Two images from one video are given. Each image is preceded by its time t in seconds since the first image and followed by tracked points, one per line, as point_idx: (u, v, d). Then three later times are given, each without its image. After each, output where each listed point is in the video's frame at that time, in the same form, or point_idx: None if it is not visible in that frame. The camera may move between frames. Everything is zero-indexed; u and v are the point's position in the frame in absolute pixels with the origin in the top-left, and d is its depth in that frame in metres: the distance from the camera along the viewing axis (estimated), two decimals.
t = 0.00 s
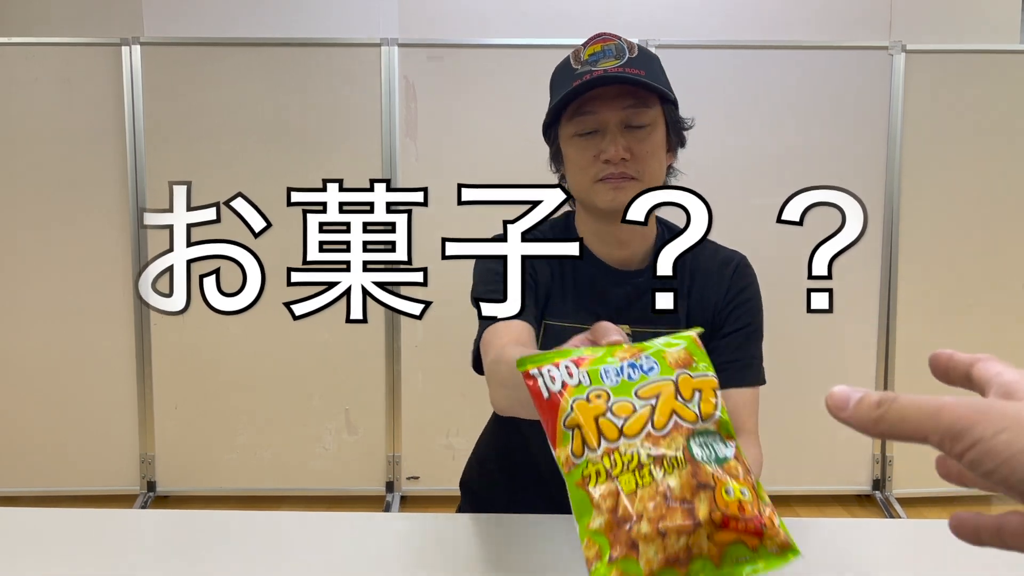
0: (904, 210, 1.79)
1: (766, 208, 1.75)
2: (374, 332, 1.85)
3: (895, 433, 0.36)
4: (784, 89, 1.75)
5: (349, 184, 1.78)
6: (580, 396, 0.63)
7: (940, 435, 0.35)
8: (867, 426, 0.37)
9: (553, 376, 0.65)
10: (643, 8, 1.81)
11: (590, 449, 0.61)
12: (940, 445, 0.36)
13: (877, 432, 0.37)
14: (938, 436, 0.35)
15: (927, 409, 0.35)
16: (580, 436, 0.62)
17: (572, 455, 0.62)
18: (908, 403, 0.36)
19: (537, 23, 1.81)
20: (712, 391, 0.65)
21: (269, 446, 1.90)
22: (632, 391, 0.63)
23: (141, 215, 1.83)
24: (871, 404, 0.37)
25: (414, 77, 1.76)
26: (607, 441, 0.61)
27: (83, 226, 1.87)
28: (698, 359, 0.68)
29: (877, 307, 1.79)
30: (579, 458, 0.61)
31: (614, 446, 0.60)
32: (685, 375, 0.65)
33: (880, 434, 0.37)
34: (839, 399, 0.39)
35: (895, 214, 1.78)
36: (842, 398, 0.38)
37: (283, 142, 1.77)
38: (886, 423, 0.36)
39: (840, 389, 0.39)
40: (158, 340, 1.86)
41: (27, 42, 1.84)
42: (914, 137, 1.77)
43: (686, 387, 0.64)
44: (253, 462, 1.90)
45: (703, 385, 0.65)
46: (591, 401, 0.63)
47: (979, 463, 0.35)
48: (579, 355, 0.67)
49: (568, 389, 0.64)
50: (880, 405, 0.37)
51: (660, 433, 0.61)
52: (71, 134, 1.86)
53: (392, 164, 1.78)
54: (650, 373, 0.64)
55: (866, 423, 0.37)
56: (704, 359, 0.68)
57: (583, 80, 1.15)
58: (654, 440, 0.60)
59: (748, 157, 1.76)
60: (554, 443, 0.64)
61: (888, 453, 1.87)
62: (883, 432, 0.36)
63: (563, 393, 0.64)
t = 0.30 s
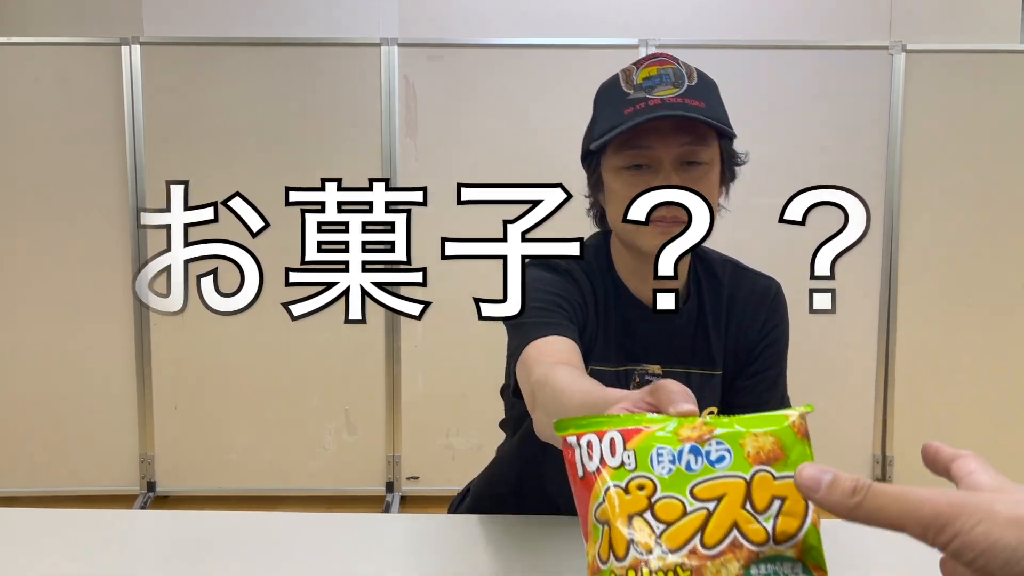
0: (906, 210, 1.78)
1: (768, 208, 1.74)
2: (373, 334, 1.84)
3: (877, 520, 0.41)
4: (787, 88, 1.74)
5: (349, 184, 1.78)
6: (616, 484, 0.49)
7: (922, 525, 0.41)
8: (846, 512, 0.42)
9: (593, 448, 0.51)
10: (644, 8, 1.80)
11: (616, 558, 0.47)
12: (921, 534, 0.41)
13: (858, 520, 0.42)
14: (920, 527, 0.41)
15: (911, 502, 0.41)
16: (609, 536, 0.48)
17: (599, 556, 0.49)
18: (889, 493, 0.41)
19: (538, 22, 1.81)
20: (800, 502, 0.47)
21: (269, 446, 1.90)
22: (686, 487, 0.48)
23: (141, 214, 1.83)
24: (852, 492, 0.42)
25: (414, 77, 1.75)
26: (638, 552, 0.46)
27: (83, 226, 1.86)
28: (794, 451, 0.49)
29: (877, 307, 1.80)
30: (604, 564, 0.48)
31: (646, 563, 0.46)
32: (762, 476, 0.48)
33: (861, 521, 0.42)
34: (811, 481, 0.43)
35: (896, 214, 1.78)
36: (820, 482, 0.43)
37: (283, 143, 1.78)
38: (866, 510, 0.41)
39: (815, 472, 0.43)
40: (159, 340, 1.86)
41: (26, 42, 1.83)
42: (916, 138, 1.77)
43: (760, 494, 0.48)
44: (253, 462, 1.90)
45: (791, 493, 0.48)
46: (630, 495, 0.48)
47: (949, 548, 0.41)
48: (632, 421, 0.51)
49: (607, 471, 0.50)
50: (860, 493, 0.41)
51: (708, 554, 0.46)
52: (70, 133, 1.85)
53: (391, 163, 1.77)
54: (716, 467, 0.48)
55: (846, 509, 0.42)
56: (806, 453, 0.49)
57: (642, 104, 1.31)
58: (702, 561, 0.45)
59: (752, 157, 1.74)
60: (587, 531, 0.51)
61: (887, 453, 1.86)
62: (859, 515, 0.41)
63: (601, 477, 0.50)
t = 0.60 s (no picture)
0: (905, 209, 1.78)
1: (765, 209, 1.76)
2: (372, 332, 1.85)
3: None
4: (787, 88, 1.73)
5: (348, 184, 1.78)
6: (646, 524, 0.41)
7: None
8: None
9: (620, 482, 0.43)
10: (645, 7, 1.79)
11: None
12: None
13: None
14: None
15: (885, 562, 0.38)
16: None
17: None
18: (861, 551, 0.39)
19: (538, 21, 1.80)
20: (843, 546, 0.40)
21: (270, 445, 1.90)
22: (726, 525, 0.40)
23: (141, 214, 1.83)
24: (824, 549, 0.39)
25: (414, 77, 1.75)
26: None
27: (83, 227, 1.86)
28: (846, 484, 0.41)
29: (876, 306, 1.80)
30: None
31: None
32: (808, 516, 0.41)
33: None
34: (786, 537, 0.39)
35: (895, 213, 1.78)
36: (794, 538, 0.39)
37: (283, 144, 1.77)
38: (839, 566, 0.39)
39: (785, 526, 0.40)
40: (160, 339, 1.87)
41: (26, 43, 1.83)
42: (915, 137, 1.77)
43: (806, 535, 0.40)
44: (254, 462, 1.91)
45: (844, 532, 0.41)
46: (663, 534, 0.41)
47: None
48: (665, 451, 0.43)
49: (637, 506, 0.42)
50: (836, 549, 0.39)
51: None
52: (69, 134, 1.85)
53: (391, 163, 1.78)
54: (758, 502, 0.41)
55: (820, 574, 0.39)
56: (860, 484, 0.42)
57: (680, 129, 0.69)
58: None
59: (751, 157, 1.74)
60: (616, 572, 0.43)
61: (888, 453, 1.86)
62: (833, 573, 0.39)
63: (629, 514, 0.42)
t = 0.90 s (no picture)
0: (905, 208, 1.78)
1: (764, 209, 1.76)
2: (372, 332, 1.84)
3: (858, 559, 0.31)
4: (784, 88, 1.74)
5: (348, 183, 1.79)
6: (662, 476, 0.33)
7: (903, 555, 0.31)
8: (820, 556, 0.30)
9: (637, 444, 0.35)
10: (647, 6, 1.75)
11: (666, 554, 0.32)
12: None
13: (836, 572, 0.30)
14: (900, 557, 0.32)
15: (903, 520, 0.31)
16: (658, 535, 0.33)
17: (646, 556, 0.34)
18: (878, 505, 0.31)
19: (538, 20, 1.76)
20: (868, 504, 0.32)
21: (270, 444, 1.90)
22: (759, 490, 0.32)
23: (141, 213, 1.83)
24: (835, 505, 0.31)
25: (413, 76, 1.75)
26: (693, 557, 0.31)
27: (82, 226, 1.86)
28: (877, 436, 0.32)
29: (874, 305, 1.81)
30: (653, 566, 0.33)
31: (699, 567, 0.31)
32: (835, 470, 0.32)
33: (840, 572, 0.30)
34: (794, 485, 0.31)
35: (894, 212, 1.78)
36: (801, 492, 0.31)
37: (284, 144, 1.79)
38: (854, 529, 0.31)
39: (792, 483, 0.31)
40: (161, 339, 1.87)
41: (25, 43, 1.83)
42: (915, 137, 1.76)
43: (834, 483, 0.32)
44: (255, 461, 1.91)
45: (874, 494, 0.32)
46: (677, 485, 0.32)
47: None
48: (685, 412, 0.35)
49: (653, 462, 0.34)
50: (848, 501, 0.31)
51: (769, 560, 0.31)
52: (66, 133, 1.84)
53: (391, 163, 1.78)
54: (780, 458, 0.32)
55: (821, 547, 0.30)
56: (890, 443, 0.33)
57: (692, 137, 0.66)
58: (765, 556, 0.31)
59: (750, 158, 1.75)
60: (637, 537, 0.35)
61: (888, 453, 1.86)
62: (844, 529, 0.31)
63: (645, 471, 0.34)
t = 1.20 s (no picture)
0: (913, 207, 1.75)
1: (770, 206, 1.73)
2: (371, 332, 1.82)
3: (833, 370, 0.33)
4: (789, 87, 1.71)
5: (347, 182, 1.76)
6: (594, 212, 0.32)
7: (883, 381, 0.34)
8: (795, 355, 0.32)
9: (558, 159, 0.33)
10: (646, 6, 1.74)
11: (576, 327, 0.32)
12: (883, 418, 0.33)
13: (809, 385, 0.32)
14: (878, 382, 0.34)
15: (891, 332, 0.33)
16: (571, 289, 0.32)
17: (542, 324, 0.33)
18: (870, 310, 0.33)
19: (535, 18, 1.75)
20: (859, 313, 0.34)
21: (268, 444, 1.88)
22: (703, 237, 0.32)
23: (138, 211, 1.79)
24: (829, 299, 0.32)
25: (413, 75, 1.72)
26: (618, 325, 0.31)
27: (77, 225, 1.82)
28: (885, 200, 0.34)
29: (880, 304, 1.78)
30: (545, 338, 0.33)
31: (626, 345, 0.31)
32: (829, 248, 0.34)
33: (814, 385, 0.32)
34: (788, 259, 0.32)
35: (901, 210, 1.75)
36: (797, 267, 0.32)
37: (283, 142, 1.75)
38: (835, 327, 0.33)
39: (795, 251, 0.32)
40: (157, 339, 1.84)
41: (19, 40, 1.79)
42: (922, 135, 1.74)
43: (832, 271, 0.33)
44: (253, 461, 1.89)
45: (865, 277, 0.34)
46: (616, 231, 0.32)
47: (907, 456, 0.34)
48: (626, 132, 0.33)
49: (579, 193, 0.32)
50: (845, 299, 0.33)
51: (730, 351, 0.31)
52: (62, 131, 1.80)
53: (390, 163, 1.74)
54: (759, 216, 0.33)
55: (796, 349, 0.32)
56: (909, 212, 0.34)
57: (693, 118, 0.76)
58: (720, 354, 0.31)
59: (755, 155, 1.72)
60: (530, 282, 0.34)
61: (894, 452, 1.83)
62: (829, 327, 0.33)
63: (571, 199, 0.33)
